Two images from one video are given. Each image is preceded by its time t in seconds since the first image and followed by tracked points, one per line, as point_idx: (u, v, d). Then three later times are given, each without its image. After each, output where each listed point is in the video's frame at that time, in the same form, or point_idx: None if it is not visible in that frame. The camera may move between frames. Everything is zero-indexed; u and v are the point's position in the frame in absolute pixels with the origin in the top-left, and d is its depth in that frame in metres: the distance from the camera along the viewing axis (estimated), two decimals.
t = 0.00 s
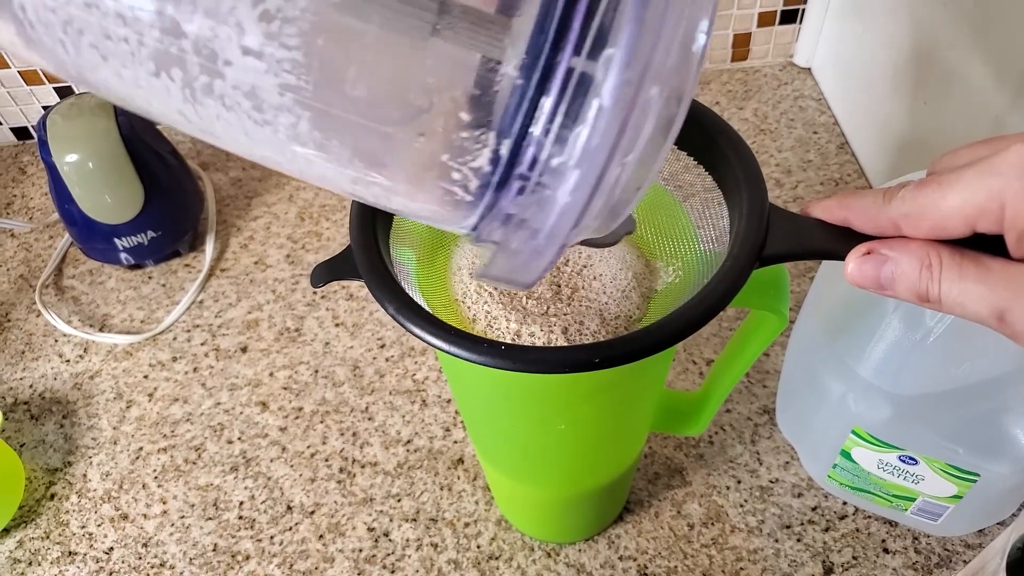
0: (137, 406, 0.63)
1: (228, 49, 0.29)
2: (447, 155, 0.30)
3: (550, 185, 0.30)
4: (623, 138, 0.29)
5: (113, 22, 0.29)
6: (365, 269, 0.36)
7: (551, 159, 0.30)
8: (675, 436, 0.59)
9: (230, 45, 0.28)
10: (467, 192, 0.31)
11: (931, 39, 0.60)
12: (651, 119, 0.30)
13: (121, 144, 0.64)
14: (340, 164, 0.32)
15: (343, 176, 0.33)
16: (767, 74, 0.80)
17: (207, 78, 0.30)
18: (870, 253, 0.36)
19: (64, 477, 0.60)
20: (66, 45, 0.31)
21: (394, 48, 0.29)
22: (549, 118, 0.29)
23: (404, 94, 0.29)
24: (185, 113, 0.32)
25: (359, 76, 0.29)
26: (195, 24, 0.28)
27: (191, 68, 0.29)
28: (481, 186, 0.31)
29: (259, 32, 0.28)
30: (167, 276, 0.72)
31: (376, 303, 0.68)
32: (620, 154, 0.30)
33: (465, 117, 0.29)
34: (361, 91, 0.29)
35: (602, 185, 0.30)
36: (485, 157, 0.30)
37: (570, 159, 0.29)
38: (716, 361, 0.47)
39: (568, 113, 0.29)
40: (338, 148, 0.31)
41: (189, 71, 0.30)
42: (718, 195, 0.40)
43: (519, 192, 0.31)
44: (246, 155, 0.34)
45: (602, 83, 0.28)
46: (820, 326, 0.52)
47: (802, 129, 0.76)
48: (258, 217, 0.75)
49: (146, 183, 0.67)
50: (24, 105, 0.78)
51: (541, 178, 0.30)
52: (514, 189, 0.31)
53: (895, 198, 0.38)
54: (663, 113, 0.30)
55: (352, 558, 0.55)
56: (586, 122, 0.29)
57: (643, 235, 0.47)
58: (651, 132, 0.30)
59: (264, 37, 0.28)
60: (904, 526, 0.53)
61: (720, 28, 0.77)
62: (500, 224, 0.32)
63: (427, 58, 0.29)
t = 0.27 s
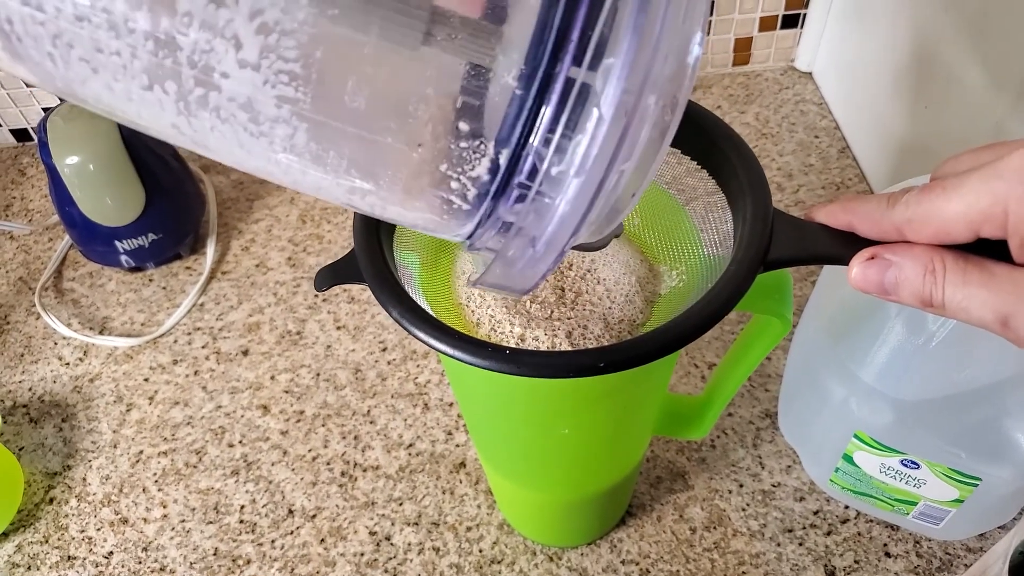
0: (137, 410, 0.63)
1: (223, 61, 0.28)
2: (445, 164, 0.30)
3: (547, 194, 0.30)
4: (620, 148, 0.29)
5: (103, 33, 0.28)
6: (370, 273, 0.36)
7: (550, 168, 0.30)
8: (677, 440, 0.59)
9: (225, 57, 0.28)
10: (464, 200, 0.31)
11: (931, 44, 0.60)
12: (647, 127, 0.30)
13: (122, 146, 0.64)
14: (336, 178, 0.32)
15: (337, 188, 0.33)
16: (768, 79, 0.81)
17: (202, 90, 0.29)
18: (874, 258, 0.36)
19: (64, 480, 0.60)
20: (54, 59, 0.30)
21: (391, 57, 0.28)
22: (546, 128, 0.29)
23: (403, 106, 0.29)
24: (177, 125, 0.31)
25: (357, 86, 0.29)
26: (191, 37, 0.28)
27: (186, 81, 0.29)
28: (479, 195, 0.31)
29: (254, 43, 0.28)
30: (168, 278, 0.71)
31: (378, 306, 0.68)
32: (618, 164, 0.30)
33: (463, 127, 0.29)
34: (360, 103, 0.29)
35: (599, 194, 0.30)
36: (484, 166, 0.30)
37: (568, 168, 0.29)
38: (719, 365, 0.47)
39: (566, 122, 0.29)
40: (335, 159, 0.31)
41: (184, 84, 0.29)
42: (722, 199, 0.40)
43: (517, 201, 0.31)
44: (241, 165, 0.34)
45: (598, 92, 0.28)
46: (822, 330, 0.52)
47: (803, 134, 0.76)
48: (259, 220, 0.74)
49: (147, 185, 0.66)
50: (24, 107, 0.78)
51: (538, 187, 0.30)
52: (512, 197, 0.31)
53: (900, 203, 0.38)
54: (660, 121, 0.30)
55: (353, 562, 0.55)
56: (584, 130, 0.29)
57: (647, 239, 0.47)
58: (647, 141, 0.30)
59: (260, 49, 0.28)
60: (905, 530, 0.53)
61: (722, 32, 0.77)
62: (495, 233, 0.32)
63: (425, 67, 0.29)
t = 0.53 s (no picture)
0: (136, 412, 0.63)
1: (220, 59, 0.28)
2: (436, 173, 0.30)
3: (537, 207, 0.31)
4: (609, 165, 0.30)
5: (102, 24, 0.28)
6: (370, 276, 0.36)
7: (539, 182, 0.30)
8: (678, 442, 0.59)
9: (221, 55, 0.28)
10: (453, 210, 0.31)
11: (931, 46, 0.60)
12: (639, 145, 0.30)
13: (121, 147, 0.64)
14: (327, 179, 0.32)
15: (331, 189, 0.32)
16: (768, 80, 0.81)
17: (199, 85, 0.29)
18: (877, 260, 0.36)
19: (61, 483, 0.60)
20: (53, 45, 0.30)
21: (389, 58, 0.28)
22: (539, 142, 0.29)
23: (398, 112, 0.29)
24: (176, 117, 0.31)
25: (353, 89, 0.28)
26: (190, 32, 0.27)
27: (182, 75, 0.29)
28: (469, 205, 0.31)
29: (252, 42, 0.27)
30: (166, 280, 0.71)
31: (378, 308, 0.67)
32: (608, 180, 0.30)
33: (456, 136, 0.29)
34: (354, 106, 0.29)
35: (588, 209, 0.31)
36: (475, 175, 0.30)
37: (557, 183, 0.30)
38: (720, 367, 0.47)
39: (557, 137, 0.29)
40: (328, 158, 0.31)
41: (181, 78, 0.29)
42: (724, 201, 0.40)
43: (506, 213, 0.31)
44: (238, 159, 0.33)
45: (592, 108, 0.28)
46: (823, 332, 0.52)
47: (803, 135, 0.76)
48: (258, 221, 0.74)
49: (147, 187, 0.66)
50: (22, 108, 0.77)
51: (528, 200, 0.30)
52: (502, 208, 0.31)
53: (902, 204, 0.38)
54: (652, 138, 0.30)
55: (353, 564, 0.55)
56: (574, 147, 0.29)
57: (650, 241, 0.47)
58: (636, 160, 0.30)
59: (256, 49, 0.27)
60: (906, 532, 0.53)
61: (722, 34, 0.77)
62: (483, 240, 0.33)
63: (421, 69, 0.28)
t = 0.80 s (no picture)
0: (129, 429, 0.63)
1: (208, 73, 0.28)
2: (416, 195, 0.30)
3: (514, 235, 0.31)
4: (590, 198, 0.30)
5: (90, 30, 0.28)
6: (357, 295, 0.36)
7: (516, 211, 0.30)
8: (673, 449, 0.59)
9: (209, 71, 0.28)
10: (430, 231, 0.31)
11: (919, 49, 0.60)
12: (619, 179, 0.30)
13: (111, 163, 0.64)
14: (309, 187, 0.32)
15: (311, 196, 0.33)
16: (758, 84, 0.81)
17: (184, 95, 0.29)
18: (863, 271, 0.36)
19: (55, 502, 0.60)
20: (38, 46, 0.30)
21: (381, 72, 0.27)
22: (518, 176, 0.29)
23: (382, 132, 0.29)
24: (161, 121, 0.31)
25: (340, 111, 0.28)
26: (178, 44, 0.27)
27: (169, 84, 0.29)
28: (447, 228, 0.31)
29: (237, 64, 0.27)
30: (159, 295, 0.71)
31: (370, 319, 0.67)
32: (587, 212, 0.30)
33: (438, 163, 0.29)
34: (338, 127, 0.29)
35: (565, 240, 0.31)
36: (454, 200, 0.30)
37: (535, 215, 0.30)
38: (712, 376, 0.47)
39: (538, 171, 0.29)
40: (308, 172, 0.31)
41: (167, 87, 0.29)
42: (710, 212, 0.40)
43: (481, 239, 0.31)
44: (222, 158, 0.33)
45: (575, 145, 0.28)
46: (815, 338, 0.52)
47: (794, 139, 0.76)
48: (249, 234, 0.74)
49: (136, 203, 0.66)
50: (11, 124, 0.77)
51: (504, 228, 0.30)
52: (478, 234, 0.31)
53: (888, 214, 0.38)
54: (634, 171, 0.30)
55: None
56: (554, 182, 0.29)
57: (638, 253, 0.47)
58: (618, 191, 0.30)
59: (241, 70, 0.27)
60: (902, 536, 0.53)
61: (711, 38, 0.77)
62: (460, 261, 0.33)
63: (412, 84, 0.28)
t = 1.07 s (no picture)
0: (119, 431, 0.62)
1: (173, 30, 0.28)
2: (381, 174, 0.31)
3: (480, 226, 0.32)
4: (553, 199, 0.31)
5: None
6: (351, 299, 0.35)
7: (486, 201, 0.31)
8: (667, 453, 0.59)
9: (176, 28, 0.28)
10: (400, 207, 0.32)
11: (913, 54, 0.60)
12: (584, 181, 0.31)
13: (101, 165, 0.63)
14: (279, 157, 0.33)
15: (279, 167, 0.34)
16: (754, 88, 0.81)
17: (148, 51, 0.29)
18: (860, 274, 0.35)
19: (44, 505, 0.59)
20: None
21: (356, 43, 0.29)
22: (488, 163, 0.30)
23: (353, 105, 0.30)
24: (120, 72, 0.31)
25: (308, 79, 0.29)
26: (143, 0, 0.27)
27: (132, 38, 0.29)
28: (414, 208, 0.32)
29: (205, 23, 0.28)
30: (150, 297, 0.70)
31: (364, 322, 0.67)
32: (552, 211, 0.31)
33: (408, 143, 0.30)
34: (307, 99, 0.29)
35: (530, 236, 0.32)
36: (422, 182, 0.31)
37: (500, 207, 0.31)
38: (707, 380, 0.47)
39: (509, 160, 0.30)
40: (274, 142, 0.32)
41: (129, 40, 0.29)
42: (707, 216, 0.40)
43: (449, 223, 0.32)
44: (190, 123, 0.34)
45: (546, 137, 0.29)
46: (811, 343, 0.52)
47: (789, 143, 0.76)
48: (242, 236, 0.74)
49: (127, 204, 0.65)
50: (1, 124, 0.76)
51: (471, 215, 0.31)
52: (446, 217, 0.32)
53: (885, 218, 0.38)
54: (602, 173, 0.31)
55: None
56: (522, 172, 0.30)
57: (633, 257, 0.46)
58: (584, 190, 0.31)
59: (210, 28, 0.28)
60: (896, 541, 0.53)
61: (707, 42, 0.77)
62: (427, 243, 0.34)
63: (386, 58, 0.29)
